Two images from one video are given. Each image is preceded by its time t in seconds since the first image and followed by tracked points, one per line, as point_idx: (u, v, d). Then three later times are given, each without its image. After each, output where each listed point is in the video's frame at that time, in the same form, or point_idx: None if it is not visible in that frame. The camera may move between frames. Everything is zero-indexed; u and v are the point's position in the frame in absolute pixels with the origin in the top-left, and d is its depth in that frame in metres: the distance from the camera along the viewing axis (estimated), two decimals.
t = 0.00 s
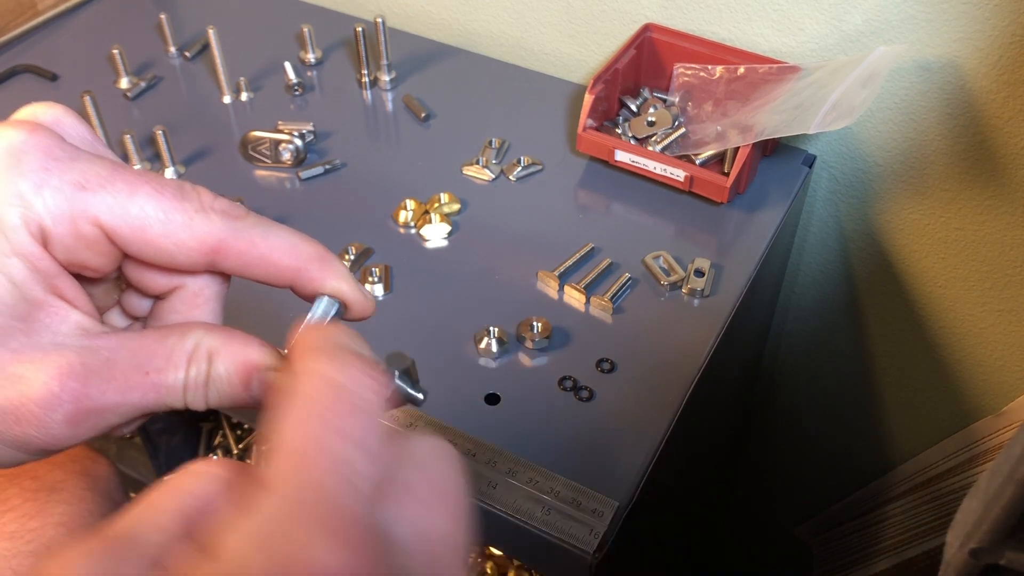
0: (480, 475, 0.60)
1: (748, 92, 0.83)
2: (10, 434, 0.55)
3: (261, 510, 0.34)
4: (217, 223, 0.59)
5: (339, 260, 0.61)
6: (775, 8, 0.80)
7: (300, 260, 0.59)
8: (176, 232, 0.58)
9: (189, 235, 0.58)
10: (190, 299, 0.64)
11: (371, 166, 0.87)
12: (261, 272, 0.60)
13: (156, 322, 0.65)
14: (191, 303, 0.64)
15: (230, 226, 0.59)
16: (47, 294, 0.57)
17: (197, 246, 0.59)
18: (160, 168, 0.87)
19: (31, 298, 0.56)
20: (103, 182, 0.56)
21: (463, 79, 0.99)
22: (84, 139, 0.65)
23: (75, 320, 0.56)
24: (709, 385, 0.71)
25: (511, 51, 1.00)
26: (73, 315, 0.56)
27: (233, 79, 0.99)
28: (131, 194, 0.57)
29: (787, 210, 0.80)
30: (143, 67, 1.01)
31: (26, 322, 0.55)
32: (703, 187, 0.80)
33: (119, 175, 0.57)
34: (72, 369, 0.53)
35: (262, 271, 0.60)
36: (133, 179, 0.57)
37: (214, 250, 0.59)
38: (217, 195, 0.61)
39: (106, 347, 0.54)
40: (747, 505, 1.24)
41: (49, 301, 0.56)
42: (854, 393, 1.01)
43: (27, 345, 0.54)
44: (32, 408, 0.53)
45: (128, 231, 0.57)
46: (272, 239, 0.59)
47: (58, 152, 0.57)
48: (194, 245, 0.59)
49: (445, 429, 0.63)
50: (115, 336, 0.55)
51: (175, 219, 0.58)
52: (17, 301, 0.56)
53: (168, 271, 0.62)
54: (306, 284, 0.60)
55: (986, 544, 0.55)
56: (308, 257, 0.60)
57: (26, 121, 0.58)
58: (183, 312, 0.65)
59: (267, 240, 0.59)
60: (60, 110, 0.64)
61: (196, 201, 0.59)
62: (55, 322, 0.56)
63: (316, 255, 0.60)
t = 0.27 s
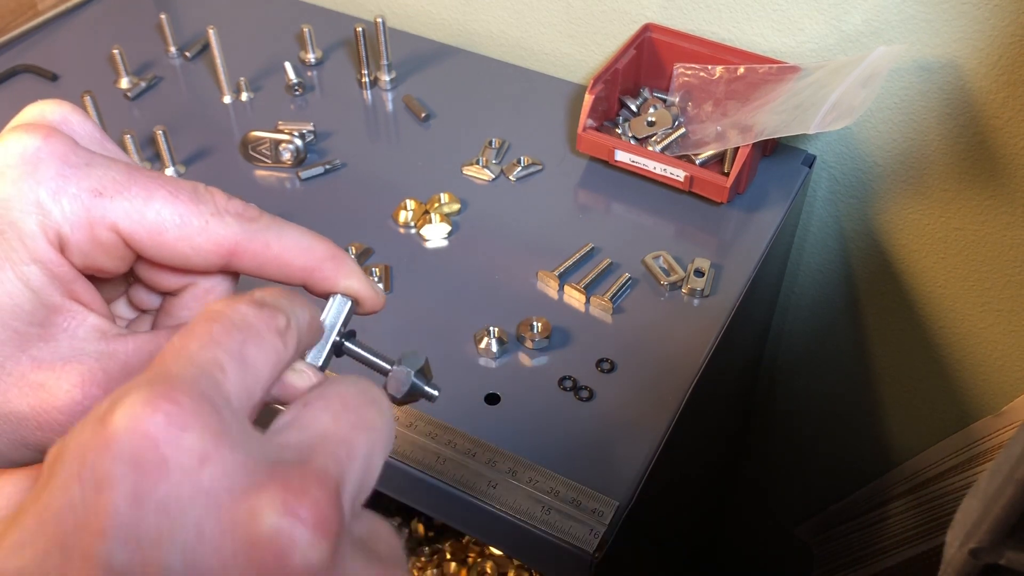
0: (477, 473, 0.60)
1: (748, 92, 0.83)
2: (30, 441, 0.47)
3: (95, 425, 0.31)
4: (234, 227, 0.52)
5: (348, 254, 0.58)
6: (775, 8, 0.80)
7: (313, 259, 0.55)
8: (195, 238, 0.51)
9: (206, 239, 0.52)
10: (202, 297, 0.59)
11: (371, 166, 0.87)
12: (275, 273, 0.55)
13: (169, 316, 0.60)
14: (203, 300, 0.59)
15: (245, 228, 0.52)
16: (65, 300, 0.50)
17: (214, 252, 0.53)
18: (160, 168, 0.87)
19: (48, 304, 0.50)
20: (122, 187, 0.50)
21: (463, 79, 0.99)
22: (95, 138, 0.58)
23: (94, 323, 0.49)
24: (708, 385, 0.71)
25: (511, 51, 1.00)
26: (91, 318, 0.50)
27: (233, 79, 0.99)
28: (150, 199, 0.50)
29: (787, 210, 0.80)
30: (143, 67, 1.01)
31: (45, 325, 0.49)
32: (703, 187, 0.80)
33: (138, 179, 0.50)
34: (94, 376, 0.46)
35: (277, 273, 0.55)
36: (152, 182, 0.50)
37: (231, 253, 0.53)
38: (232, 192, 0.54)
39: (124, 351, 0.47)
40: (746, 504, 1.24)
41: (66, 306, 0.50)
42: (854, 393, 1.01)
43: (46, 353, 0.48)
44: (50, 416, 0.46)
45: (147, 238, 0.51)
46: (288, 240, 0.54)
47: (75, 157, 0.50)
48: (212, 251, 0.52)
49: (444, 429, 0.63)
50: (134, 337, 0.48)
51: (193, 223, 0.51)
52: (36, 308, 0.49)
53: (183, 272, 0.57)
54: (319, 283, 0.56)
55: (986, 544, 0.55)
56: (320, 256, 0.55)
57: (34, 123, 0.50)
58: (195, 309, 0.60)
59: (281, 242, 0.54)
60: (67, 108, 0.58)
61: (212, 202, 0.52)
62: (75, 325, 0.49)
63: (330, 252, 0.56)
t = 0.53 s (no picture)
0: (477, 473, 0.60)
1: (748, 92, 0.83)
2: (39, 435, 0.49)
3: (100, 466, 0.33)
4: (242, 221, 0.52)
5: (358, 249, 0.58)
6: (775, 8, 0.80)
7: (323, 254, 0.55)
8: (204, 231, 0.52)
9: (216, 233, 0.52)
10: (210, 290, 0.59)
11: (371, 166, 0.87)
12: (286, 268, 0.55)
13: (177, 310, 0.60)
14: (211, 294, 0.59)
15: (254, 222, 0.53)
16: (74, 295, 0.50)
17: (223, 245, 0.53)
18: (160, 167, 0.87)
19: (59, 298, 0.49)
20: (129, 182, 0.50)
21: (463, 79, 0.99)
22: (103, 132, 0.58)
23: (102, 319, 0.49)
24: (708, 385, 0.71)
25: (511, 51, 1.00)
26: (100, 312, 0.49)
27: (233, 79, 0.99)
28: (157, 193, 0.50)
29: (787, 210, 0.80)
30: (143, 67, 1.01)
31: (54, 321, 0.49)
32: (704, 187, 0.80)
33: (145, 173, 0.50)
34: (104, 373, 0.46)
35: (288, 267, 0.55)
36: (158, 177, 0.50)
37: (240, 247, 0.53)
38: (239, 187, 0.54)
39: (133, 346, 0.47)
40: (747, 504, 1.24)
41: (76, 301, 0.49)
42: (855, 393, 1.01)
43: (56, 350, 0.48)
44: (60, 412, 0.47)
45: (156, 232, 0.51)
46: (298, 233, 0.54)
47: (83, 153, 0.50)
48: (221, 244, 0.53)
49: (445, 429, 0.63)
50: (143, 333, 0.47)
51: (202, 217, 0.51)
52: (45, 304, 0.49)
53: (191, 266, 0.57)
54: (330, 278, 0.57)
55: (987, 543, 0.55)
56: (331, 251, 0.56)
57: (42, 119, 0.51)
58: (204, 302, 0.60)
59: (291, 235, 0.54)
60: (73, 100, 0.57)
61: (219, 196, 0.52)
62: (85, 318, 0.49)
63: (340, 247, 0.56)
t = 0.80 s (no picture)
0: (477, 474, 0.60)
1: (748, 92, 0.83)
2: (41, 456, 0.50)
3: (165, 390, 0.32)
4: (253, 244, 0.49)
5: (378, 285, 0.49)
6: (775, 8, 0.80)
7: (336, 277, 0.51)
8: (214, 256, 0.49)
9: (226, 257, 0.49)
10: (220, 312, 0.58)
11: (371, 166, 0.87)
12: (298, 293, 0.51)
13: (183, 330, 0.60)
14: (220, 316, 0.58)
15: (265, 245, 0.49)
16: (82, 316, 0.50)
17: (234, 270, 0.50)
18: (160, 168, 0.87)
19: (67, 320, 0.49)
20: (141, 205, 0.48)
21: (463, 79, 0.99)
22: (112, 151, 0.57)
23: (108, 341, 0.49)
24: (708, 385, 0.71)
25: (511, 51, 1.00)
26: (108, 334, 0.49)
27: (233, 79, 0.99)
28: (168, 216, 0.48)
29: (786, 210, 0.80)
30: (143, 67, 1.01)
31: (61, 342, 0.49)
32: (703, 187, 0.80)
33: (157, 196, 0.49)
34: (111, 396, 0.47)
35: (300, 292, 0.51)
36: (170, 199, 0.49)
37: (252, 271, 0.50)
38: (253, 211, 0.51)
39: (139, 369, 0.48)
40: (746, 504, 1.24)
41: (84, 323, 0.49)
42: (854, 393, 1.01)
43: (63, 372, 0.48)
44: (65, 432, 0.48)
45: (167, 256, 0.49)
46: (310, 257, 0.50)
47: (95, 173, 0.48)
48: (232, 268, 0.50)
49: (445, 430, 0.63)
50: (150, 356, 0.48)
51: (212, 240, 0.49)
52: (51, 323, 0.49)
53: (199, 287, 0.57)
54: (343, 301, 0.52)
55: (986, 543, 0.55)
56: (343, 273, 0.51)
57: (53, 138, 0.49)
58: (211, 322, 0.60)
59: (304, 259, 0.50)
60: (85, 117, 0.57)
61: (231, 218, 0.49)
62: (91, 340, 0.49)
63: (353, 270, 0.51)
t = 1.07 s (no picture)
0: (477, 474, 0.60)
1: (748, 92, 0.83)
2: (47, 451, 0.51)
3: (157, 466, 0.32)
4: (257, 237, 0.53)
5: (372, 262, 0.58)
6: (775, 8, 0.80)
7: (338, 269, 0.55)
8: (217, 248, 0.52)
9: (230, 249, 0.52)
10: (222, 303, 0.60)
11: (371, 166, 0.87)
12: (301, 284, 0.55)
13: (188, 323, 0.61)
14: (223, 308, 0.60)
15: (269, 238, 0.53)
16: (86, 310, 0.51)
17: (238, 261, 0.53)
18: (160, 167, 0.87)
19: (69, 313, 0.51)
20: (144, 198, 0.50)
21: (463, 79, 0.99)
22: (114, 142, 0.58)
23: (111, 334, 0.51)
24: (708, 385, 0.71)
25: (511, 52, 1.00)
26: (112, 328, 0.51)
27: (234, 79, 0.99)
28: (172, 208, 0.50)
29: (787, 210, 0.80)
30: (143, 67, 1.01)
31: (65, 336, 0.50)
32: (704, 187, 0.80)
33: (159, 188, 0.50)
34: (117, 389, 0.48)
35: (301, 282, 0.55)
36: (172, 192, 0.51)
37: (255, 263, 0.54)
38: (253, 203, 0.54)
39: (144, 362, 0.49)
40: (746, 505, 1.24)
41: (88, 315, 0.51)
42: (854, 393, 1.01)
43: (66, 365, 0.49)
44: (71, 428, 0.49)
45: (170, 248, 0.51)
46: (313, 249, 0.54)
47: (98, 167, 0.50)
48: (236, 259, 0.53)
49: (445, 429, 0.63)
50: (155, 349, 0.50)
51: (216, 233, 0.51)
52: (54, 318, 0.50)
53: (204, 280, 0.58)
54: (344, 293, 0.56)
55: (987, 543, 0.55)
56: (345, 265, 0.55)
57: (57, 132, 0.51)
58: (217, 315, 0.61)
59: (308, 252, 0.54)
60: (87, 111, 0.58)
61: (234, 212, 0.52)
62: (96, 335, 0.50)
63: (355, 262, 0.56)
